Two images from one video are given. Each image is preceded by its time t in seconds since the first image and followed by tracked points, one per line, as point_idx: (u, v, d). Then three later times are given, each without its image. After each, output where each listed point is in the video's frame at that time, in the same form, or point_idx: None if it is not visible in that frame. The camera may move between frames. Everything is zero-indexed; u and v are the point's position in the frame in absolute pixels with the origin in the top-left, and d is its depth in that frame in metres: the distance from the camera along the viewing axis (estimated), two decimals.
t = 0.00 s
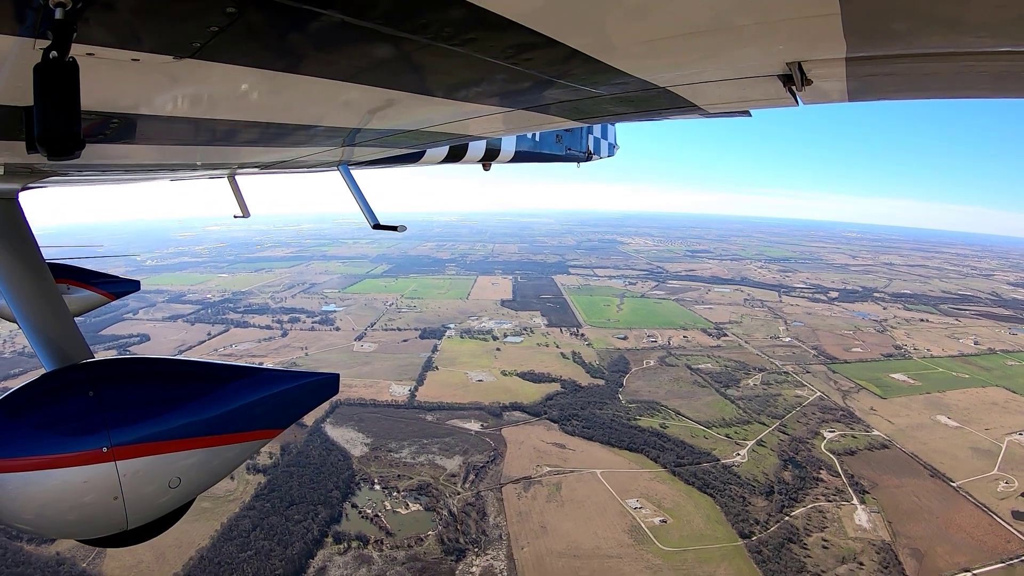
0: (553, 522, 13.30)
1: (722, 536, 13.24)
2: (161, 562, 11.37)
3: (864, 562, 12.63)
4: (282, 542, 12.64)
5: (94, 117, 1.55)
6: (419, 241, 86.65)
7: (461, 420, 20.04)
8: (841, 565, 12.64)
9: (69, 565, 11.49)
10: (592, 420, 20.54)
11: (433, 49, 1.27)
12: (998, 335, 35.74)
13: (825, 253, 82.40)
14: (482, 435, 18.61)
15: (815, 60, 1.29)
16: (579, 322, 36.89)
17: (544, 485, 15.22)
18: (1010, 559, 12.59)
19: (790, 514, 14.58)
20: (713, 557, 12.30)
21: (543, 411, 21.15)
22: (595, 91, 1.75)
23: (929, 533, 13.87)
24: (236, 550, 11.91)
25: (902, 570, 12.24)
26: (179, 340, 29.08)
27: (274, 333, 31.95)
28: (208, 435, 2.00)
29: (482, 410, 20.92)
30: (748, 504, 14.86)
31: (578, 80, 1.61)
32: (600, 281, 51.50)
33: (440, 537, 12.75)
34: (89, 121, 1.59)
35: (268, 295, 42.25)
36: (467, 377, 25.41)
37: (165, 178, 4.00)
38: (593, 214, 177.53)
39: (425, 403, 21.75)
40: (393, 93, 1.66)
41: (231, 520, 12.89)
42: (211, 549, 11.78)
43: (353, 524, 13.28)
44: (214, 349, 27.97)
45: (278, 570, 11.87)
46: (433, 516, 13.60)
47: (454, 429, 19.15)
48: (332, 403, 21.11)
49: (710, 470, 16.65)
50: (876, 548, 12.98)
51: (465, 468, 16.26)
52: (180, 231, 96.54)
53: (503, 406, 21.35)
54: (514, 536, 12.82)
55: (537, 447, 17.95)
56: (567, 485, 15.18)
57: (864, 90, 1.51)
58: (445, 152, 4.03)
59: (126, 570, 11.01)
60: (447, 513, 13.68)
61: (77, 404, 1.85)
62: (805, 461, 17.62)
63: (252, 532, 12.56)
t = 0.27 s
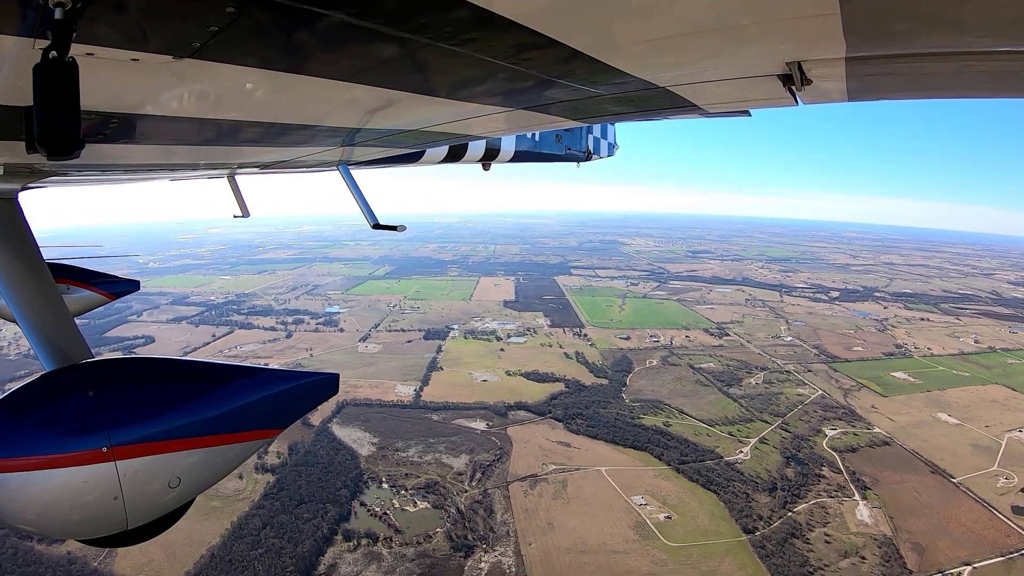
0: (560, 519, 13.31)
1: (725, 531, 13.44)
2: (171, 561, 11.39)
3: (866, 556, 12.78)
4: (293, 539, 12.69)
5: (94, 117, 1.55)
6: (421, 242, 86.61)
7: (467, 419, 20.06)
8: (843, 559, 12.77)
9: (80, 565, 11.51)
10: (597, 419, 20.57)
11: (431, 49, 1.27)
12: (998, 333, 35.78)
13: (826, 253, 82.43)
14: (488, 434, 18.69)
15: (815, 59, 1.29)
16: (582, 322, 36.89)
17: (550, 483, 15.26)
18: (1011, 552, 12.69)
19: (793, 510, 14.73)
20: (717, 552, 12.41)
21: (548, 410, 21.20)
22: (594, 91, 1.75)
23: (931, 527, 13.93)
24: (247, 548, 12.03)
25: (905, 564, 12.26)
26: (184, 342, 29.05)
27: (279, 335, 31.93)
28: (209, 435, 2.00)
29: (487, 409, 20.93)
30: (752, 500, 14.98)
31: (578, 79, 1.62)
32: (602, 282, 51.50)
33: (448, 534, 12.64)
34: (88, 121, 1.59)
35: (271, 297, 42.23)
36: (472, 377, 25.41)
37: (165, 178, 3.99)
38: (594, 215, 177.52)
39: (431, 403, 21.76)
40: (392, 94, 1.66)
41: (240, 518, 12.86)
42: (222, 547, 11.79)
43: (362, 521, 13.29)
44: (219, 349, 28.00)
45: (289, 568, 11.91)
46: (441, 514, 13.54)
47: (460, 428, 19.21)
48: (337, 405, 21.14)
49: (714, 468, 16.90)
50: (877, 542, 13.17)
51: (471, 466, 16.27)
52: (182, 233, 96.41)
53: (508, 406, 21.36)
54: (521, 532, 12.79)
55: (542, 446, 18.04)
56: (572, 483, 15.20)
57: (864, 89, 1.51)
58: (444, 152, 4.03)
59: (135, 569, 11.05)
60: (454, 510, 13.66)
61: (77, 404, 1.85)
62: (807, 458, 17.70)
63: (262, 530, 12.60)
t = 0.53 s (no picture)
0: (567, 516, 13.66)
1: (730, 527, 13.53)
2: (185, 559, 11.56)
3: (869, 550, 12.82)
4: (304, 537, 13.04)
5: (94, 117, 1.55)
6: (424, 245, 86.74)
7: (474, 419, 20.13)
8: (846, 553, 12.87)
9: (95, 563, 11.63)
10: (602, 417, 20.63)
11: (430, 49, 1.27)
12: (999, 331, 35.81)
13: (827, 253, 82.44)
14: (494, 434, 18.76)
15: (813, 59, 1.29)
16: (585, 322, 36.94)
17: (557, 481, 15.55)
18: (1011, 545, 12.77)
19: (796, 505, 14.70)
20: (722, 547, 12.58)
21: (554, 410, 21.26)
22: (594, 91, 1.75)
23: (931, 522, 14.04)
24: (260, 544, 12.43)
25: (906, 557, 12.44)
26: (190, 343, 29.13)
27: (285, 337, 32.00)
28: (210, 435, 2.01)
29: (493, 409, 20.99)
30: (755, 496, 15.08)
31: (578, 79, 1.62)
32: (604, 283, 51.56)
33: (457, 531, 13.12)
34: (87, 122, 1.59)
35: (276, 299, 42.30)
36: (478, 377, 25.48)
37: (166, 178, 4.00)
38: (595, 216, 177.50)
39: (437, 403, 21.86)
40: (391, 94, 1.67)
41: (252, 517, 13.35)
42: (234, 545, 12.11)
43: (372, 519, 13.65)
44: (226, 351, 28.07)
45: (302, 564, 12.21)
46: (450, 511, 13.87)
47: (467, 428, 19.28)
48: (344, 405, 21.19)
49: (718, 464, 16.83)
50: (878, 536, 13.25)
51: (479, 464, 16.48)
52: (185, 235, 96.52)
53: (514, 406, 21.44)
54: (529, 529, 13.11)
55: (548, 445, 18.10)
56: (580, 480, 15.54)
57: (863, 89, 1.52)
58: (444, 152, 4.04)
59: (151, 567, 11.24)
60: (463, 507, 14.00)
61: (77, 404, 1.85)
62: (809, 455, 17.79)
63: (274, 528, 13.05)
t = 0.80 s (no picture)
0: (574, 512, 13.70)
1: (734, 521, 13.60)
2: (198, 558, 11.53)
3: (871, 544, 12.95)
4: (315, 535, 13.07)
5: (93, 118, 1.55)
6: (426, 247, 86.77)
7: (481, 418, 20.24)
8: (849, 547, 12.94)
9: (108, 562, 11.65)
10: (607, 416, 20.69)
11: (429, 50, 1.27)
12: (999, 330, 35.81)
13: (829, 254, 82.36)
14: (501, 432, 18.86)
15: (814, 59, 1.29)
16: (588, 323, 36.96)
17: (564, 478, 15.67)
18: (1011, 539, 12.83)
19: (799, 501, 14.87)
20: (727, 541, 12.62)
21: (559, 409, 21.33)
22: (594, 91, 1.75)
23: (933, 516, 14.11)
24: (273, 541, 12.38)
25: (909, 551, 12.57)
26: (195, 346, 29.19)
27: (290, 338, 32.05)
28: (210, 436, 2.01)
29: (500, 408, 21.09)
30: (759, 492, 15.19)
31: (579, 80, 1.62)
32: (606, 284, 51.58)
33: (467, 527, 13.23)
34: (87, 122, 1.58)
35: (280, 301, 42.36)
36: (484, 377, 25.53)
37: (166, 179, 3.99)
38: (597, 216, 177.45)
39: (444, 402, 21.90)
40: (392, 94, 1.66)
41: (263, 516, 13.25)
42: (246, 543, 12.12)
43: (382, 517, 13.65)
44: (231, 353, 28.14)
45: (314, 561, 12.14)
46: (459, 509, 14.11)
47: (473, 427, 19.35)
48: (351, 405, 21.82)
49: (722, 461, 16.94)
50: (881, 531, 13.36)
51: (486, 463, 16.73)
52: (188, 238, 96.57)
53: (520, 405, 21.52)
54: (538, 525, 13.19)
55: (554, 443, 18.20)
56: (586, 477, 15.67)
57: (864, 89, 1.51)
58: (444, 152, 4.03)
59: (163, 565, 11.20)
60: (472, 504, 14.21)
61: (78, 404, 1.85)
62: (812, 452, 17.86)
63: (286, 525, 13.02)
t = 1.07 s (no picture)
0: (581, 509, 13.96)
1: (739, 517, 13.83)
2: (211, 555, 11.76)
3: (872, 537, 13.16)
4: (326, 531, 13.35)
5: (94, 119, 1.55)
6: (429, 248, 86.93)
7: (486, 417, 20.36)
8: (851, 541, 13.15)
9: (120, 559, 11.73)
10: (612, 414, 20.81)
11: (432, 51, 1.26)
12: (1000, 329, 35.81)
13: (830, 254, 82.38)
14: (507, 431, 19.01)
15: (813, 60, 1.29)
16: (591, 322, 37.01)
17: (570, 475, 15.90)
18: (1011, 533, 12.90)
19: (802, 496, 15.04)
20: (731, 537, 12.86)
21: (564, 408, 21.45)
22: (594, 92, 1.75)
23: (934, 511, 14.24)
24: (285, 538, 12.80)
25: (909, 544, 12.73)
26: (201, 347, 29.30)
27: (295, 339, 32.15)
28: (210, 437, 2.00)
29: (505, 407, 21.21)
30: (762, 488, 15.35)
31: (579, 81, 1.61)
32: (609, 284, 51.65)
33: (475, 524, 13.42)
34: (88, 123, 1.58)
35: (284, 302, 42.45)
36: (489, 376, 25.61)
37: (166, 181, 3.99)
38: (599, 216, 177.49)
39: (450, 401, 22.06)
40: (392, 95, 1.66)
41: (273, 513, 13.60)
42: (258, 540, 12.46)
43: (392, 513, 13.95)
44: (237, 354, 28.27)
45: (325, 557, 12.52)
46: (468, 505, 14.22)
47: (479, 426, 19.47)
48: (359, 404, 21.53)
49: (725, 458, 17.12)
50: (882, 525, 13.54)
51: (494, 460, 16.79)
52: (192, 240, 96.85)
53: (526, 403, 21.65)
54: (545, 521, 13.48)
55: (560, 441, 18.33)
56: (592, 474, 15.86)
57: (863, 89, 1.51)
58: (444, 153, 4.02)
59: (176, 563, 11.40)
60: (480, 501, 14.35)
61: (76, 406, 1.85)
62: (814, 449, 17.98)
63: (297, 523, 13.38)
